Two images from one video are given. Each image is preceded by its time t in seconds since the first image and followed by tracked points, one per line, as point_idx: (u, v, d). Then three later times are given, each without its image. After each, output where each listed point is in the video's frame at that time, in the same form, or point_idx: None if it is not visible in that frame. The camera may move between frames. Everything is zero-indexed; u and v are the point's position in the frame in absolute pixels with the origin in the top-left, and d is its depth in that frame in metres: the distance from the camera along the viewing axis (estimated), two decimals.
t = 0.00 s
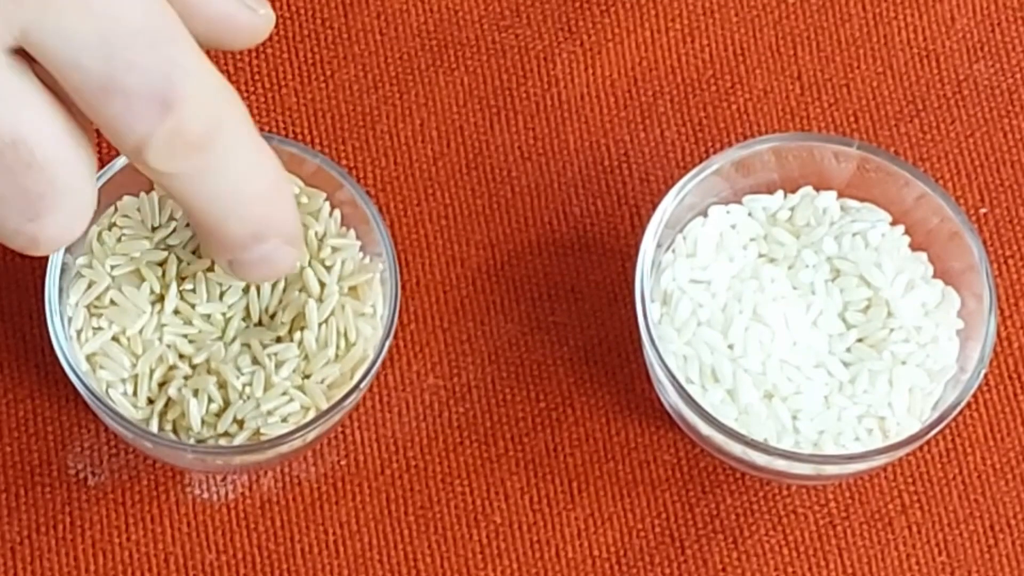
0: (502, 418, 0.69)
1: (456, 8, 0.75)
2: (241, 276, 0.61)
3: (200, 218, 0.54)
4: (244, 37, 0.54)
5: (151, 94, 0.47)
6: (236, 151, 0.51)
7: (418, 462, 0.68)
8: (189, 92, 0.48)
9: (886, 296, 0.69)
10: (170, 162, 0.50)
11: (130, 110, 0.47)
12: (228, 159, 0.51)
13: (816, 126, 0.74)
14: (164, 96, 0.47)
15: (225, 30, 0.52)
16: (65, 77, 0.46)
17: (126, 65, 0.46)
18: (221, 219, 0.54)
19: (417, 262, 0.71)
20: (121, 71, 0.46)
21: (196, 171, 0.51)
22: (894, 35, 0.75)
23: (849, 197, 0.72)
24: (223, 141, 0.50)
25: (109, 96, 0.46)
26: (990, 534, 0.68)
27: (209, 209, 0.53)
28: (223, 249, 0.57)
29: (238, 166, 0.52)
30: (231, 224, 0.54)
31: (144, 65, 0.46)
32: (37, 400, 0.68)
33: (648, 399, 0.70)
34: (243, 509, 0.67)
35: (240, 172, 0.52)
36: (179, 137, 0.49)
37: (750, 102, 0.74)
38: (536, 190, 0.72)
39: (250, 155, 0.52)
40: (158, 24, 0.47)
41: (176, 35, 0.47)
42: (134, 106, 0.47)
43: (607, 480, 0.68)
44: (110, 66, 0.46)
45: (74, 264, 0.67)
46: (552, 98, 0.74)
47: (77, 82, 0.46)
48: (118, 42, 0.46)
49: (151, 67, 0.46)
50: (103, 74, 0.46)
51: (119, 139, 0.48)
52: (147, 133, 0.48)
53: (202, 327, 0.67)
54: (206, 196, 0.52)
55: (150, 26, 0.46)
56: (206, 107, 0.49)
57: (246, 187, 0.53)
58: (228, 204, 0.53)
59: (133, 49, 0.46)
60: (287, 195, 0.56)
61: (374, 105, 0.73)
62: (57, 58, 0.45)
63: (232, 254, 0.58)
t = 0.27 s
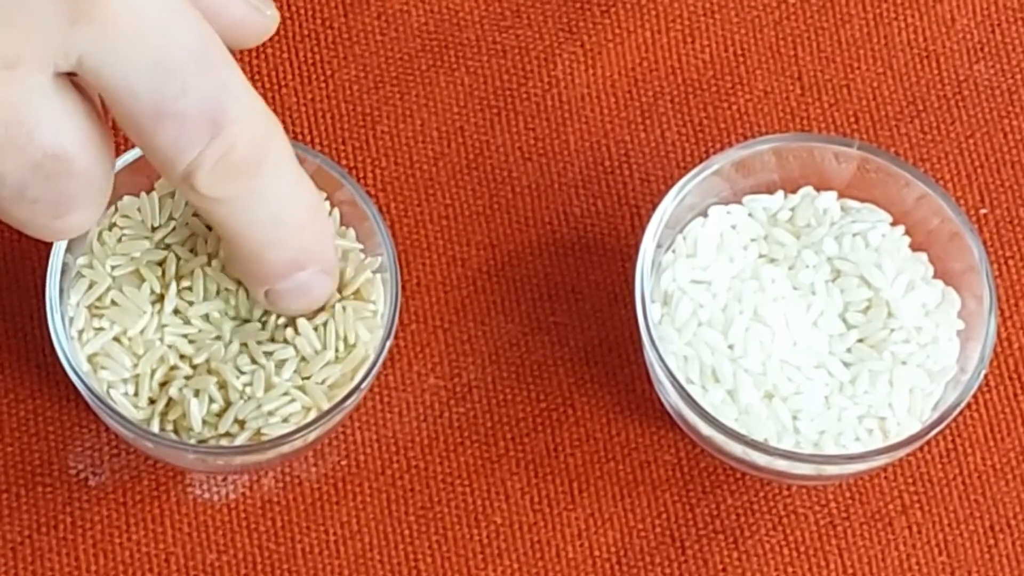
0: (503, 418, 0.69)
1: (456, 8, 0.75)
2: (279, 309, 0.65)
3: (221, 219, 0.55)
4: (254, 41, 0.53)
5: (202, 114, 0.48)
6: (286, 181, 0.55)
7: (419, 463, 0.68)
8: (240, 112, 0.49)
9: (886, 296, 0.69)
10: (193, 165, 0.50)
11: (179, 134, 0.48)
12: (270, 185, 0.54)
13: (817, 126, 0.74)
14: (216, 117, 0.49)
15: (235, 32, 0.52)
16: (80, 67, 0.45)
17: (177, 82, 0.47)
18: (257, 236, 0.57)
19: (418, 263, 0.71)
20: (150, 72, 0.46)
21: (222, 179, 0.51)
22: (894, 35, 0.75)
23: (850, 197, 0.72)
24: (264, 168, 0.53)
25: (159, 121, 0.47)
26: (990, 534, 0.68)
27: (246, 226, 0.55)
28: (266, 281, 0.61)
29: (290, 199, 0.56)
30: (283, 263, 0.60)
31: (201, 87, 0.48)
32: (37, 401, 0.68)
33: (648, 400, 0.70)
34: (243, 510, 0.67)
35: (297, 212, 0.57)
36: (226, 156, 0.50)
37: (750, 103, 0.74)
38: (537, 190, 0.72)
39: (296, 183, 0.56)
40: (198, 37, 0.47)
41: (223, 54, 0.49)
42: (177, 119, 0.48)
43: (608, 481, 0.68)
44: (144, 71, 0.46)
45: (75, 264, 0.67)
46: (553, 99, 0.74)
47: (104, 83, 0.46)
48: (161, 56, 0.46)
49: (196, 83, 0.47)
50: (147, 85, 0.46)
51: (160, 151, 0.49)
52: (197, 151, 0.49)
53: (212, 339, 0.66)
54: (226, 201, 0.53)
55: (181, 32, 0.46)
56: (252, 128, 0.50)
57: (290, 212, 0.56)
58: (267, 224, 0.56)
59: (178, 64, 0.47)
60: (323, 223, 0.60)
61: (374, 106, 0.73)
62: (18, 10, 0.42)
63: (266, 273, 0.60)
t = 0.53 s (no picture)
0: (502, 418, 0.69)
1: (455, 8, 0.75)
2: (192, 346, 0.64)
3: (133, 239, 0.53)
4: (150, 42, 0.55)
5: (114, 134, 0.50)
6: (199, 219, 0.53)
7: (417, 463, 0.68)
8: (154, 136, 0.51)
9: (884, 296, 0.69)
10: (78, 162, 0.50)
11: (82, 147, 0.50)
12: (183, 224, 0.52)
13: (816, 126, 0.74)
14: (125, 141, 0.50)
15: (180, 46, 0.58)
16: None
17: (110, 90, 0.50)
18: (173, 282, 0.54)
19: (417, 262, 0.71)
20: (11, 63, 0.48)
21: (124, 201, 0.51)
22: (893, 35, 0.75)
23: (849, 197, 0.72)
24: (174, 195, 0.52)
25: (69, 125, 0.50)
26: (989, 534, 0.68)
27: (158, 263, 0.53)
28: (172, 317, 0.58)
29: (205, 241, 0.53)
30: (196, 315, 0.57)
31: (122, 100, 0.50)
32: (37, 400, 0.68)
33: (647, 400, 0.70)
34: (242, 510, 0.67)
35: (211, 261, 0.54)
36: (128, 180, 0.51)
37: (749, 102, 0.74)
38: (536, 190, 0.72)
39: (215, 222, 0.54)
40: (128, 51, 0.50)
41: (149, 74, 0.51)
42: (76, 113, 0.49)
43: (606, 481, 0.68)
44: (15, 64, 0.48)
45: (74, 262, 0.67)
46: (551, 98, 0.74)
47: None
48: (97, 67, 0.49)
49: (130, 99, 0.50)
50: (59, 89, 0.49)
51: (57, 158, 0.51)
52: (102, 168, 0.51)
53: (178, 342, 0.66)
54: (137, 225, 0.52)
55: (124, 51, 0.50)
56: (165, 152, 0.51)
57: (207, 260, 0.54)
58: (179, 269, 0.53)
59: (93, 53, 0.49)
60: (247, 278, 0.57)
61: (373, 105, 0.73)
62: None
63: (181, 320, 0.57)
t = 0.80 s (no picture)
0: (503, 417, 0.69)
1: (456, 8, 0.75)
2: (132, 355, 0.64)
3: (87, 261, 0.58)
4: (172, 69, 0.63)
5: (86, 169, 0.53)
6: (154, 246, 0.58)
7: (419, 462, 0.68)
8: (120, 180, 0.55)
9: (886, 296, 0.69)
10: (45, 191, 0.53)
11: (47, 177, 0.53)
12: (145, 249, 0.57)
13: (817, 126, 0.74)
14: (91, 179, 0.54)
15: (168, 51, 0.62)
16: None
17: (78, 131, 0.53)
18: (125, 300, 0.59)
19: (418, 262, 0.71)
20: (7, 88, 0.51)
21: (83, 237, 0.56)
22: (894, 35, 0.75)
23: (850, 197, 0.72)
24: (139, 228, 0.57)
25: (34, 159, 0.52)
26: (990, 534, 0.68)
27: (111, 280, 0.58)
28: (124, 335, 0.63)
29: (159, 266, 0.59)
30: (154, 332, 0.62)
31: (88, 140, 0.53)
32: (37, 400, 0.68)
33: (648, 399, 0.70)
34: (244, 509, 0.67)
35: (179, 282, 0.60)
36: (93, 217, 0.55)
37: (750, 102, 0.74)
38: (537, 190, 0.72)
39: (176, 244, 0.59)
40: (102, 94, 0.53)
41: (120, 104, 0.54)
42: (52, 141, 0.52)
43: (608, 480, 0.68)
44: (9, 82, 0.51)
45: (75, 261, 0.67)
46: (553, 98, 0.74)
47: None
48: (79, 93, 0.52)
49: (94, 134, 0.53)
50: (32, 124, 0.52)
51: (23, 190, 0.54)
52: (65, 202, 0.54)
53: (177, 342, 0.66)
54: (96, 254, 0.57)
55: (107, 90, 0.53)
56: (131, 194, 0.55)
57: (156, 277, 0.59)
58: (133, 286, 0.59)
59: (60, 74, 0.51)
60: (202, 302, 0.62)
61: (375, 105, 0.73)
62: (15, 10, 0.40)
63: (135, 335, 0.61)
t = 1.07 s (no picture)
0: (503, 417, 0.69)
1: (456, 7, 0.75)
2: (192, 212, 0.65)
3: (148, 161, 0.58)
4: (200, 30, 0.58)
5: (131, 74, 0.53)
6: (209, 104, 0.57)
7: (418, 461, 0.68)
8: (166, 77, 0.54)
9: (886, 295, 0.69)
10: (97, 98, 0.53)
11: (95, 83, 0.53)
12: (195, 128, 0.57)
13: (816, 125, 0.74)
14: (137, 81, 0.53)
15: None
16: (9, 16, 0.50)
17: (117, 35, 0.52)
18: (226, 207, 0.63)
19: (417, 261, 0.71)
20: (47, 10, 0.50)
21: (136, 135, 0.55)
22: (894, 34, 0.75)
23: (849, 196, 0.72)
24: (188, 112, 0.56)
25: (79, 71, 0.52)
26: (989, 533, 0.68)
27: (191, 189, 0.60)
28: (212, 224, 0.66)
29: (213, 138, 0.58)
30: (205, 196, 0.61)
31: (128, 42, 0.52)
32: (37, 399, 0.68)
33: (648, 399, 0.70)
34: (243, 508, 0.67)
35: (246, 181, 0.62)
36: (146, 117, 0.55)
37: (750, 102, 0.74)
38: (536, 189, 0.72)
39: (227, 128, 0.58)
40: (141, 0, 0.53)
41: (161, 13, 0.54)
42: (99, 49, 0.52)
43: (607, 479, 0.68)
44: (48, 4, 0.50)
45: (75, 258, 0.67)
46: (552, 97, 0.74)
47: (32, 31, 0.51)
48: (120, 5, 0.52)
49: (136, 34, 0.53)
50: (70, 37, 0.51)
51: (78, 106, 0.54)
52: (117, 108, 0.54)
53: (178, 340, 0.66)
54: (153, 149, 0.57)
55: None
56: (182, 87, 0.55)
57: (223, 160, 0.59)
58: (191, 171, 0.59)
59: None
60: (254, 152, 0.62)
61: (374, 104, 0.73)
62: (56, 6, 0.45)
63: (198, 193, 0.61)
